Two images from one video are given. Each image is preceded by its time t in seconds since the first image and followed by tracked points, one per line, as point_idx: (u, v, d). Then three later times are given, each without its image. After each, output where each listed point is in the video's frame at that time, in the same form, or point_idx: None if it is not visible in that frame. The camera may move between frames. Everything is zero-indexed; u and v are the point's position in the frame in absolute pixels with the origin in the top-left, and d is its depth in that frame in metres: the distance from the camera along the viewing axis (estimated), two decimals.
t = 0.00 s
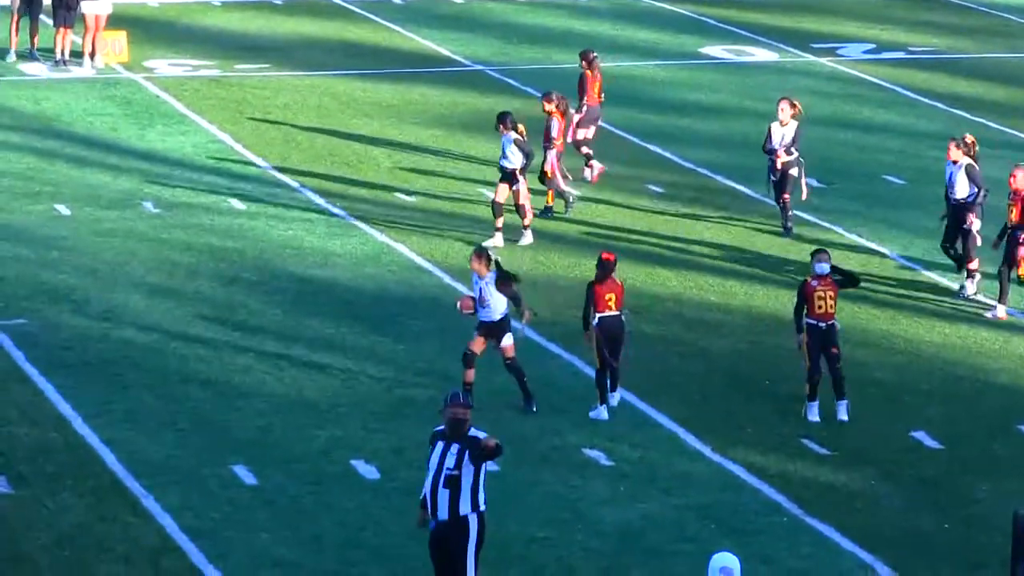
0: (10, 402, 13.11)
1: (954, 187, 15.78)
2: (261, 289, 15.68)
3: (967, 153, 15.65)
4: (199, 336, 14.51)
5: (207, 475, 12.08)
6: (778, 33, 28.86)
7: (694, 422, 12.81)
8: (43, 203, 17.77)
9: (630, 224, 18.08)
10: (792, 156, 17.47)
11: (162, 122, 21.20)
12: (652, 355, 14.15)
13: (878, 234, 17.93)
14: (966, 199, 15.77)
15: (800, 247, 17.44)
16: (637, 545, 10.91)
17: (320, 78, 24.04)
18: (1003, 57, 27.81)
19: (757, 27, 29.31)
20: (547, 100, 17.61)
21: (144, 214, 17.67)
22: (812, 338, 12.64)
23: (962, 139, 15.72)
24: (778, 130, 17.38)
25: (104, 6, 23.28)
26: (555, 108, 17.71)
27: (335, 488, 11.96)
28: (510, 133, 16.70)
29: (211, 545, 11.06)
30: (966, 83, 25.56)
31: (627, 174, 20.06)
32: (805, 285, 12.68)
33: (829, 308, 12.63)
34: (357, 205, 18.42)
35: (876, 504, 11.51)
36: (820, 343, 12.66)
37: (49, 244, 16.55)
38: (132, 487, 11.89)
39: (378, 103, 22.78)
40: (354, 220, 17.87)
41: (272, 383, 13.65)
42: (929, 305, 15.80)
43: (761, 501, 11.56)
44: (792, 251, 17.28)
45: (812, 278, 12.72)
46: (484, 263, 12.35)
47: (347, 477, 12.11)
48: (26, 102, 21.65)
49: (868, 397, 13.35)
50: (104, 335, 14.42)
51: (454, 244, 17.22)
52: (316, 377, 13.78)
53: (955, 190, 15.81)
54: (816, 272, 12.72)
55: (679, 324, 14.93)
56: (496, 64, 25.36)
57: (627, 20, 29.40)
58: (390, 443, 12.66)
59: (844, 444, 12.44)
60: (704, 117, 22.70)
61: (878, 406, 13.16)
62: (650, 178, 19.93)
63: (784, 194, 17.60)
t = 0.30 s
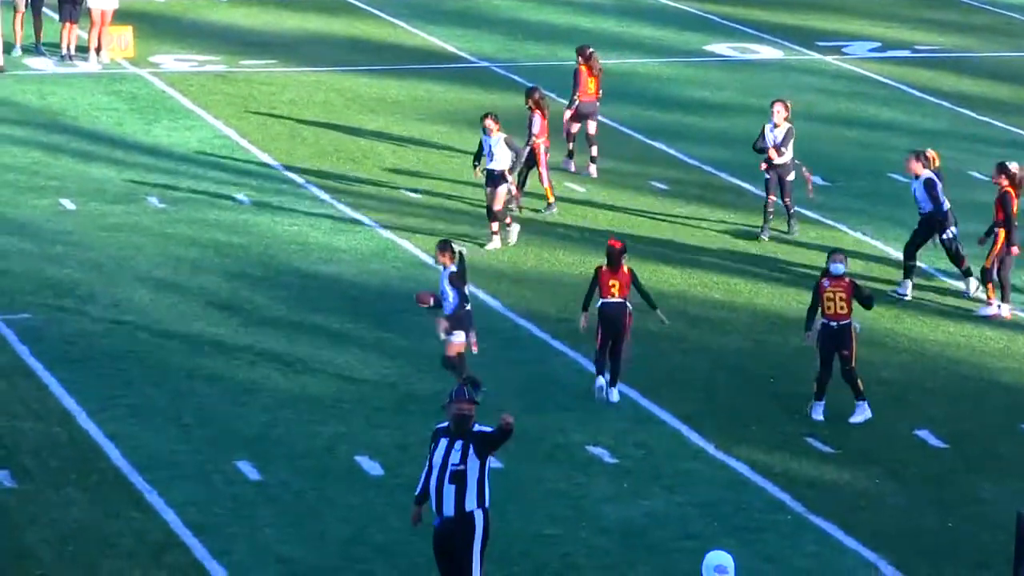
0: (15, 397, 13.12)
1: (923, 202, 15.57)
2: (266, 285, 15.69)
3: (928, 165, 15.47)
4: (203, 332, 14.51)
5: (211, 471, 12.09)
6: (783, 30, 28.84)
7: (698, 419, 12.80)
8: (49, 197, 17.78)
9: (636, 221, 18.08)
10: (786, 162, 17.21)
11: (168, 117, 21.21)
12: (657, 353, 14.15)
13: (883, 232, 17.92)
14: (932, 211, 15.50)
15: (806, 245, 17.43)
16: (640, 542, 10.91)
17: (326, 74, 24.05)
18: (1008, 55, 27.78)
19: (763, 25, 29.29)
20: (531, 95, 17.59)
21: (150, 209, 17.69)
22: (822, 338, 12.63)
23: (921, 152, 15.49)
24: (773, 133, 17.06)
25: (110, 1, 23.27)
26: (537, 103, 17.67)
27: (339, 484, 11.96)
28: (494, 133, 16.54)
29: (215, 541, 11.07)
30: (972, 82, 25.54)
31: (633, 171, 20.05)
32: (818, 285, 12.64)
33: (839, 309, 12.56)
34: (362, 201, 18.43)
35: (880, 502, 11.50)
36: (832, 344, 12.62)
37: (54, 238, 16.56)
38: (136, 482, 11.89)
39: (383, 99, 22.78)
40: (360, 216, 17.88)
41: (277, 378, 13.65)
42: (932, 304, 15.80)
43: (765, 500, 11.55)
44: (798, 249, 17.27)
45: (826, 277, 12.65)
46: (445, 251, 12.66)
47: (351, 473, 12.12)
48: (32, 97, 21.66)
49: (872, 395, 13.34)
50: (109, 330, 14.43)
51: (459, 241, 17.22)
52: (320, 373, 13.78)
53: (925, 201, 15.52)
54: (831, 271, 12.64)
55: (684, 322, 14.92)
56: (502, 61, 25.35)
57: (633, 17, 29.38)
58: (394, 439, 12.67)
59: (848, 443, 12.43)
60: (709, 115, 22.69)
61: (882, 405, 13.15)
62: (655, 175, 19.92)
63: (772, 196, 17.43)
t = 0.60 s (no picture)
0: (21, 395, 13.13)
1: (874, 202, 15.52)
2: (272, 284, 15.70)
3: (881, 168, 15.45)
4: (209, 331, 14.52)
5: (217, 470, 12.10)
6: (790, 33, 28.81)
7: (704, 421, 12.80)
8: (56, 196, 17.80)
9: (641, 222, 18.08)
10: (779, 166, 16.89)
11: (175, 116, 21.23)
12: (663, 354, 14.14)
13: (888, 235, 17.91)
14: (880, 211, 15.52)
15: (811, 247, 17.42)
16: (646, 544, 10.91)
17: (332, 74, 24.05)
18: (1015, 58, 27.75)
19: (770, 27, 29.26)
20: (519, 92, 17.91)
21: (156, 208, 17.69)
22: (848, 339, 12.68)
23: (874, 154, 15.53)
24: (768, 138, 16.89)
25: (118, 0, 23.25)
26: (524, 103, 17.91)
27: (345, 484, 11.97)
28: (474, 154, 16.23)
29: (220, 540, 11.07)
30: (978, 84, 25.52)
31: (639, 172, 20.05)
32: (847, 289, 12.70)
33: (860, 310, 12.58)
34: (369, 201, 18.43)
35: (885, 504, 11.50)
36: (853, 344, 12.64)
37: (60, 237, 16.57)
38: (142, 481, 11.90)
39: (390, 99, 22.79)
40: (366, 216, 17.88)
41: (283, 378, 13.66)
42: (936, 305, 15.80)
43: (770, 501, 11.55)
44: (803, 251, 17.26)
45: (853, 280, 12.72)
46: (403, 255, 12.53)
47: (356, 472, 12.12)
48: (40, 95, 21.68)
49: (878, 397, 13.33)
50: (116, 329, 14.44)
51: (465, 241, 17.23)
52: (326, 373, 13.79)
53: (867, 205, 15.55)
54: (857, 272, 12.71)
55: (690, 323, 14.92)
56: (509, 61, 25.36)
57: (641, 19, 29.37)
58: (400, 439, 12.67)
59: (854, 444, 12.43)
60: (715, 116, 22.68)
61: (888, 406, 13.14)
62: (662, 176, 19.91)
63: (772, 203, 17.10)
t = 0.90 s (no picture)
0: (43, 397, 13.44)
1: (828, 217, 15.51)
2: (287, 289, 15.99)
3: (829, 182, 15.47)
4: (226, 335, 14.81)
5: (234, 472, 12.38)
6: (795, 43, 29.07)
7: (711, 422, 13.06)
8: (77, 204, 18.12)
9: (649, 228, 18.34)
10: (774, 177, 16.90)
11: (194, 125, 21.55)
12: (670, 357, 14.41)
13: (891, 240, 18.15)
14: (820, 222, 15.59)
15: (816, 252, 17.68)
16: (653, 543, 11.17)
17: (347, 83, 24.38)
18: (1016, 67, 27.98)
19: (775, 37, 29.53)
20: (513, 100, 17.97)
21: (175, 215, 18.00)
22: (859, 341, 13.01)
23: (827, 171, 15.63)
24: (763, 152, 16.80)
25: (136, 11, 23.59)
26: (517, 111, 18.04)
27: (359, 484, 12.25)
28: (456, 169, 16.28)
29: (238, 539, 11.37)
30: (980, 93, 25.76)
31: (647, 179, 20.32)
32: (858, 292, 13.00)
33: (867, 313, 12.88)
34: (382, 208, 18.72)
35: (887, 504, 11.75)
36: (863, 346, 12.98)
37: (82, 243, 16.89)
38: (161, 482, 12.20)
39: (403, 108, 23.09)
40: (380, 223, 18.18)
41: (297, 381, 13.95)
42: (938, 309, 16.06)
43: (775, 501, 11.80)
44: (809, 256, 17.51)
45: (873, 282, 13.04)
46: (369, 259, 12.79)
47: (370, 473, 12.41)
48: (61, 105, 22.02)
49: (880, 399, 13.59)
50: (136, 334, 14.74)
51: (476, 247, 17.51)
52: (340, 375, 14.07)
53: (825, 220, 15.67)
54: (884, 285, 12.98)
55: (697, 326, 15.18)
56: (519, 71, 25.65)
57: (648, 29, 29.66)
58: (412, 441, 12.95)
59: (857, 445, 12.68)
60: (722, 124, 22.95)
61: (890, 408, 13.40)
62: (669, 183, 20.18)
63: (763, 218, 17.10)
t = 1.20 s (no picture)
0: (77, 400, 13.87)
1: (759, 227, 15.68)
2: (311, 295, 16.40)
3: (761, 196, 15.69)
4: (252, 340, 15.23)
5: (261, 472, 12.79)
6: (805, 55, 29.44)
7: (724, 424, 13.42)
8: (108, 212, 18.56)
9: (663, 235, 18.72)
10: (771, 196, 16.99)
11: (221, 136, 22.00)
12: (684, 361, 14.78)
13: (899, 247, 18.50)
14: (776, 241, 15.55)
15: (827, 258, 18.04)
16: (667, 541, 11.54)
17: (370, 95, 24.82)
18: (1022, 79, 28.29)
19: (786, 50, 29.90)
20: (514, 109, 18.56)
21: (204, 223, 18.43)
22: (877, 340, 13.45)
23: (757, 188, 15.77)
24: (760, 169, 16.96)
25: (166, 26, 23.95)
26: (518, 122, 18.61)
27: (382, 484, 12.64)
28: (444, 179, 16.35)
29: (265, 537, 11.76)
30: (985, 104, 26.08)
31: (662, 188, 20.69)
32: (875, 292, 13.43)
33: (879, 313, 13.34)
34: (404, 216, 19.14)
35: (895, 503, 12.10)
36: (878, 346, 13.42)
37: (112, 250, 17.32)
38: (191, 482, 12.61)
39: (424, 119, 23.52)
40: (401, 230, 18.59)
41: (321, 385, 14.36)
42: (944, 313, 16.42)
43: (786, 501, 12.16)
44: (820, 262, 17.87)
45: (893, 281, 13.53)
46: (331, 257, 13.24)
47: (393, 473, 12.80)
48: (93, 116, 22.49)
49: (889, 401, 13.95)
50: (166, 338, 15.16)
51: (494, 254, 17.90)
52: (362, 378, 14.47)
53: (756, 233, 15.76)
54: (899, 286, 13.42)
55: (710, 331, 15.54)
56: (537, 83, 26.07)
57: (662, 43, 30.05)
58: (433, 442, 13.34)
59: (866, 447, 13.03)
60: (734, 135, 23.32)
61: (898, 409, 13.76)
62: (683, 192, 20.55)
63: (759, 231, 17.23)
